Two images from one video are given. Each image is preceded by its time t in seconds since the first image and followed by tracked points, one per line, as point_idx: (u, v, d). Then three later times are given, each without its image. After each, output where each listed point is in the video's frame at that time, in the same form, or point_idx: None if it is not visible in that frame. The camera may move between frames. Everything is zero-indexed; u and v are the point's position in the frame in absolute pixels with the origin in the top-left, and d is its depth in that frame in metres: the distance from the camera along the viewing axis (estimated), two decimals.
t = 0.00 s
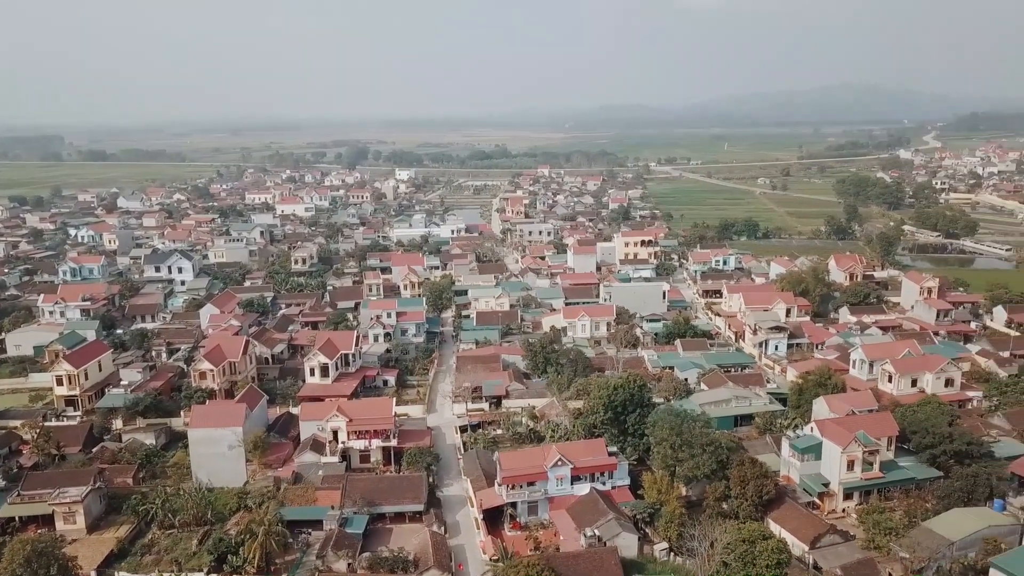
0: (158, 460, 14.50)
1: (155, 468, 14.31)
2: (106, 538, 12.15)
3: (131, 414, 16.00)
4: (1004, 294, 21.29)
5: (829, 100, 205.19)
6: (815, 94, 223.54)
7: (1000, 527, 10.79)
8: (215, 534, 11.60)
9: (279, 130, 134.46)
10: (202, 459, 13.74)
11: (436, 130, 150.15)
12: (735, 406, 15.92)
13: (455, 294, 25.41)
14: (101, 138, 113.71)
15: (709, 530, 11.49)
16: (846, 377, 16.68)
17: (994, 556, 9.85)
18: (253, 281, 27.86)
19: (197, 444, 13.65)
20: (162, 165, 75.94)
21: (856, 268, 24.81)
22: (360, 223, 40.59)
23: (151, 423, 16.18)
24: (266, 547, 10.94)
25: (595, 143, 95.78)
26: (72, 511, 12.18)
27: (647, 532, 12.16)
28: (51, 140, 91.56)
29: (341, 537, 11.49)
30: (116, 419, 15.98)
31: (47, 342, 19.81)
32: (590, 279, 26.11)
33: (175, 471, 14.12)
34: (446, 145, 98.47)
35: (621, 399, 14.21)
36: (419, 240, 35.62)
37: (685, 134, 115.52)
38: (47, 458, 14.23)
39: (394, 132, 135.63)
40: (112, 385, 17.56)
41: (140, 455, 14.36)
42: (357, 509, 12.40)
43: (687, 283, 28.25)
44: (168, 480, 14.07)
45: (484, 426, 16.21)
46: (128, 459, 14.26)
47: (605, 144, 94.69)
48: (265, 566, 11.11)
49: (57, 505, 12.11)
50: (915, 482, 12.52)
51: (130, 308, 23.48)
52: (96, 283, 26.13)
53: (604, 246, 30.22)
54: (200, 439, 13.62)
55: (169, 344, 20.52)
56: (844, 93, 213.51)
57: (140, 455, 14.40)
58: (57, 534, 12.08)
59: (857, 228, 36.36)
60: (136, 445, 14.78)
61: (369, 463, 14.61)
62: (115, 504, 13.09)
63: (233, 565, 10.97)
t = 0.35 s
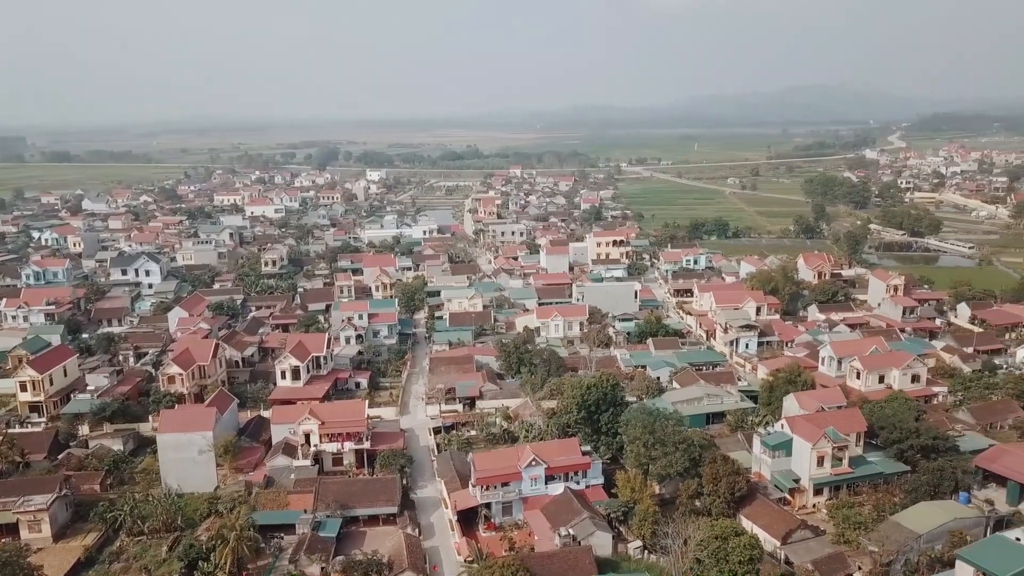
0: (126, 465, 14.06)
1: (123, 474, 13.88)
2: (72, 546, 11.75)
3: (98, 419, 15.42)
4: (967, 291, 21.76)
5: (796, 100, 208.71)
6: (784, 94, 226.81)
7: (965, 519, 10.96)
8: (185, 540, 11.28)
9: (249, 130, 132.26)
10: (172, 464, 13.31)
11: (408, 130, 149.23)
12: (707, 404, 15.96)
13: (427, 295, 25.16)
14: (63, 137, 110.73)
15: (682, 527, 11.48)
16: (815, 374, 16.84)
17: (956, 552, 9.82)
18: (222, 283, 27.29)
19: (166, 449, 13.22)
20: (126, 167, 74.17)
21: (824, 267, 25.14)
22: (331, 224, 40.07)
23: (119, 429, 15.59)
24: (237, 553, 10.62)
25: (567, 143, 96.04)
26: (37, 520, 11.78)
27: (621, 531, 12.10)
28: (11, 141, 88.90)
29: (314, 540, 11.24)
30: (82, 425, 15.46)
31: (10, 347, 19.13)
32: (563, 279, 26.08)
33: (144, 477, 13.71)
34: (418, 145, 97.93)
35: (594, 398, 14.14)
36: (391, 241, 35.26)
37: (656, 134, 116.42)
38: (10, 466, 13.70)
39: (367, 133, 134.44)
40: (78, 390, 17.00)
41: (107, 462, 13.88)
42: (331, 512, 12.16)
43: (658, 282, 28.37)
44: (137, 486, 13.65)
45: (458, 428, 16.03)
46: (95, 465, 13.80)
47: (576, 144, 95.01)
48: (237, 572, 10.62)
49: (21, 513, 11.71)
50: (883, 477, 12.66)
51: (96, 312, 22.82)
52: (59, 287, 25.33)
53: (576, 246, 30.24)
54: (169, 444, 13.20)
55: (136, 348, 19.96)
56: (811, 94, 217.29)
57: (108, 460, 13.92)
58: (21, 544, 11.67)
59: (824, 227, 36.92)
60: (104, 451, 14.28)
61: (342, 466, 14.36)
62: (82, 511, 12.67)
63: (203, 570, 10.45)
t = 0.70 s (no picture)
0: (92, 472, 13.62)
1: (89, 481, 13.46)
2: (37, 555, 11.31)
3: (63, 426, 14.99)
4: (931, 288, 22.22)
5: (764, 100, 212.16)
6: (752, 95, 229.95)
7: (931, 513, 11.09)
8: (154, 547, 10.88)
9: (218, 131, 129.75)
10: (139, 470, 12.93)
11: (379, 130, 148.12)
12: (678, 402, 16.03)
13: (399, 296, 24.89)
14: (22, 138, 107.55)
15: (655, 525, 11.47)
16: (785, 372, 17.00)
17: (922, 545, 9.93)
18: (191, 286, 26.68)
19: (133, 456, 12.86)
20: (90, 168, 72.28)
21: (793, 266, 25.45)
22: (301, 225, 39.48)
23: (85, 435, 15.18)
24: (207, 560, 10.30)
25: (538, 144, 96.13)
26: None
27: (595, 530, 12.04)
28: None
29: (285, 545, 10.99)
30: (46, 432, 14.94)
31: None
32: (535, 279, 26.03)
33: (111, 483, 13.29)
34: (389, 146, 97.31)
35: (567, 398, 14.06)
36: (362, 242, 34.85)
37: (627, 135, 117.32)
38: None
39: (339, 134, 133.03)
40: (42, 396, 16.43)
41: (72, 468, 13.43)
42: (303, 517, 11.87)
43: (629, 281, 28.47)
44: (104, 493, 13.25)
45: (431, 429, 15.86)
46: (61, 472, 13.34)
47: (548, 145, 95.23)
48: None
49: None
50: (852, 472, 12.77)
51: (60, 317, 22.11)
52: (21, 291, 24.51)
53: (548, 246, 30.23)
54: (136, 450, 12.83)
55: (102, 352, 19.38)
56: (777, 95, 220.98)
57: (74, 467, 13.48)
58: None
59: (792, 226, 37.46)
60: (69, 458, 13.83)
61: (314, 469, 14.03)
62: (47, 519, 12.22)
63: None
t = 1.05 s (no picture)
0: (56, 479, 13.08)
1: (53, 489, 12.94)
2: None
3: (24, 433, 14.41)
4: (895, 285, 22.64)
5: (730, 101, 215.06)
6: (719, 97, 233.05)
7: (897, 506, 11.19)
8: (120, 556, 10.58)
9: (184, 131, 127.16)
10: (105, 477, 12.52)
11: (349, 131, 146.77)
12: (650, 400, 16.07)
13: (369, 298, 24.57)
14: None
15: (627, 523, 11.43)
16: (754, 370, 17.12)
17: (890, 538, 10.01)
18: (156, 289, 26.00)
19: (98, 462, 12.41)
20: (48, 170, 70.12)
21: (761, 264, 25.75)
22: (269, 227, 38.81)
23: (47, 443, 14.65)
24: (176, 567, 10.04)
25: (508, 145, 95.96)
26: None
27: (568, 530, 11.96)
28: None
29: (256, 551, 10.75)
30: (6, 440, 14.36)
31: None
32: (506, 279, 25.90)
33: (77, 491, 12.81)
34: (358, 147, 96.29)
35: (539, 398, 13.96)
36: (331, 244, 34.36)
37: (597, 135, 117.81)
38: None
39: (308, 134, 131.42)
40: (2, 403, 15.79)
41: (35, 476, 12.88)
42: (274, 522, 11.55)
43: (600, 281, 28.52)
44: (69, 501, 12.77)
45: (402, 432, 15.66)
46: (23, 480, 12.80)
47: (518, 146, 95.19)
48: None
49: None
50: (820, 468, 12.88)
51: (20, 322, 21.34)
52: None
53: (520, 247, 30.13)
54: (102, 456, 12.40)
55: (65, 358, 18.74)
56: (743, 96, 224.20)
57: (37, 475, 12.93)
58: None
59: (760, 225, 37.92)
60: (32, 466, 13.31)
61: (285, 474, 13.75)
62: (9, 529, 11.72)
63: None
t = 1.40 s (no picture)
0: (17, 487, 12.58)
1: (15, 498, 12.46)
2: None
3: None
4: (860, 283, 23.05)
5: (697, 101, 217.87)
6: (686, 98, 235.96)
7: (864, 501, 11.32)
8: (86, 566, 10.19)
9: (147, 131, 124.23)
10: (69, 485, 12.06)
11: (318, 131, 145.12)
12: (621, 399, 16.09)
13: (338, 300, 24.22)
14: None
15: (600, 522, 11.37)
16: (722, 367, 17.23)
17: (856, 533, 10.12)
18: (120, 293, 25.32)
19: (62, 470, 11.97)
20: (5, 171, 67.95)
21: (729, 263, 26.00)
22: (236, 229, 38.09)
23: (7, 450, 14.10)
24: (143, 574, 9.66)
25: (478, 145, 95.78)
26: None
27: (541, 529, 11.88)
28: None
29: (225, 556, 10.48)
30: None
31: None
32: (477, 280, 25.76)
33: (40, 500, 12.35)
34: (326, 147, 95.11)
35: (511, 398, 13.84)
36: (300, 245, 33.83)
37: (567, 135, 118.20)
38: None
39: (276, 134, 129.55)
40: None
41: None
42: (243, 527, 11.31)
43: (571, 281, 28.54)
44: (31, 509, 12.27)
45: (374, 434, 15.42)
46: None
47: (488, 146, 95.07)
48: None
49: None
50: (788, 464, 12.99)
51: None
52: None
53: (491, 247, 29.99)
54: (66, 464, 11.95)
55: (25, 363, 18.11)
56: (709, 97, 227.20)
57: None
58: None
59: (727, 225, 38.36)
60: None
61: (254, 478, 13.44)
62: None
63: None
